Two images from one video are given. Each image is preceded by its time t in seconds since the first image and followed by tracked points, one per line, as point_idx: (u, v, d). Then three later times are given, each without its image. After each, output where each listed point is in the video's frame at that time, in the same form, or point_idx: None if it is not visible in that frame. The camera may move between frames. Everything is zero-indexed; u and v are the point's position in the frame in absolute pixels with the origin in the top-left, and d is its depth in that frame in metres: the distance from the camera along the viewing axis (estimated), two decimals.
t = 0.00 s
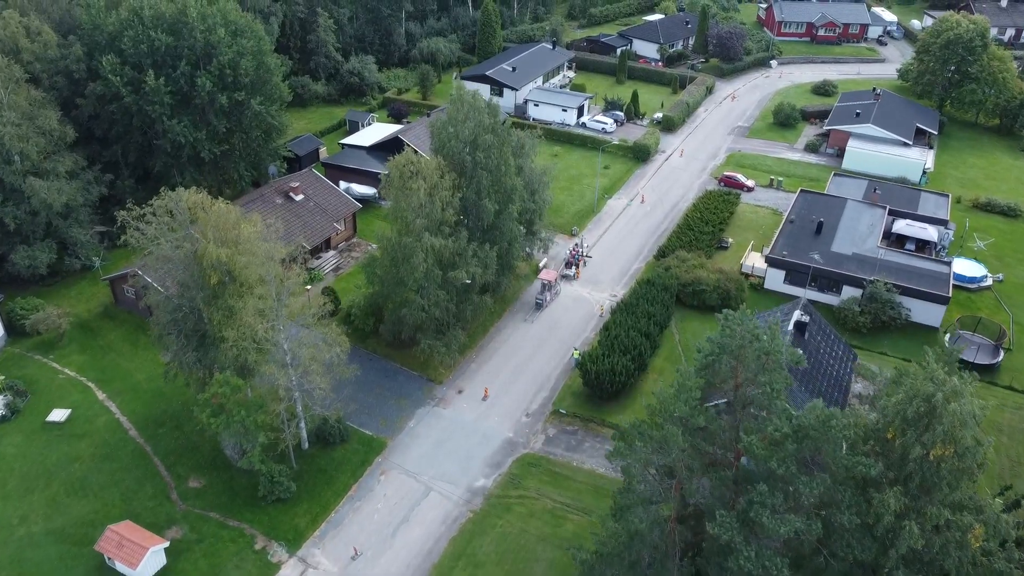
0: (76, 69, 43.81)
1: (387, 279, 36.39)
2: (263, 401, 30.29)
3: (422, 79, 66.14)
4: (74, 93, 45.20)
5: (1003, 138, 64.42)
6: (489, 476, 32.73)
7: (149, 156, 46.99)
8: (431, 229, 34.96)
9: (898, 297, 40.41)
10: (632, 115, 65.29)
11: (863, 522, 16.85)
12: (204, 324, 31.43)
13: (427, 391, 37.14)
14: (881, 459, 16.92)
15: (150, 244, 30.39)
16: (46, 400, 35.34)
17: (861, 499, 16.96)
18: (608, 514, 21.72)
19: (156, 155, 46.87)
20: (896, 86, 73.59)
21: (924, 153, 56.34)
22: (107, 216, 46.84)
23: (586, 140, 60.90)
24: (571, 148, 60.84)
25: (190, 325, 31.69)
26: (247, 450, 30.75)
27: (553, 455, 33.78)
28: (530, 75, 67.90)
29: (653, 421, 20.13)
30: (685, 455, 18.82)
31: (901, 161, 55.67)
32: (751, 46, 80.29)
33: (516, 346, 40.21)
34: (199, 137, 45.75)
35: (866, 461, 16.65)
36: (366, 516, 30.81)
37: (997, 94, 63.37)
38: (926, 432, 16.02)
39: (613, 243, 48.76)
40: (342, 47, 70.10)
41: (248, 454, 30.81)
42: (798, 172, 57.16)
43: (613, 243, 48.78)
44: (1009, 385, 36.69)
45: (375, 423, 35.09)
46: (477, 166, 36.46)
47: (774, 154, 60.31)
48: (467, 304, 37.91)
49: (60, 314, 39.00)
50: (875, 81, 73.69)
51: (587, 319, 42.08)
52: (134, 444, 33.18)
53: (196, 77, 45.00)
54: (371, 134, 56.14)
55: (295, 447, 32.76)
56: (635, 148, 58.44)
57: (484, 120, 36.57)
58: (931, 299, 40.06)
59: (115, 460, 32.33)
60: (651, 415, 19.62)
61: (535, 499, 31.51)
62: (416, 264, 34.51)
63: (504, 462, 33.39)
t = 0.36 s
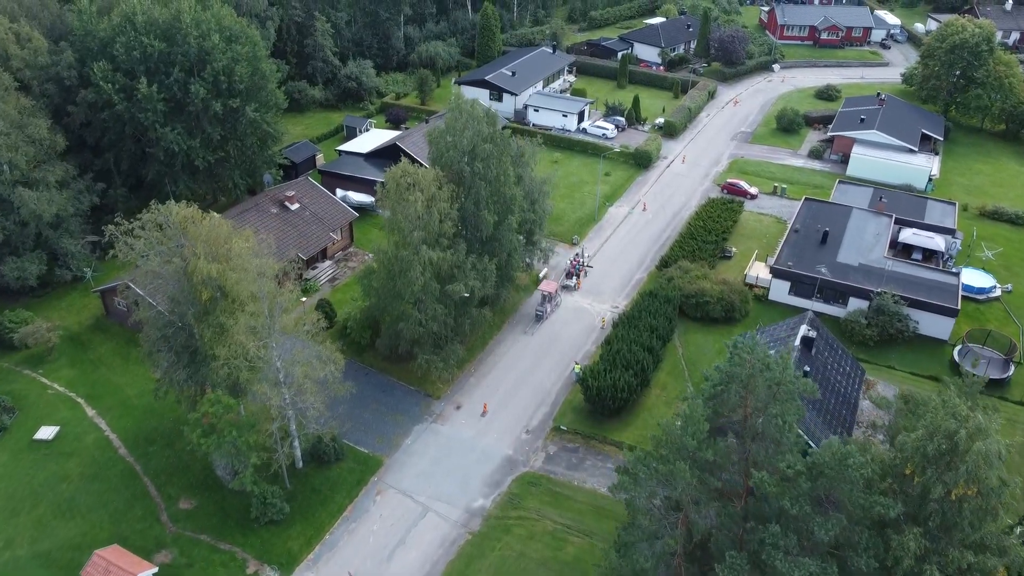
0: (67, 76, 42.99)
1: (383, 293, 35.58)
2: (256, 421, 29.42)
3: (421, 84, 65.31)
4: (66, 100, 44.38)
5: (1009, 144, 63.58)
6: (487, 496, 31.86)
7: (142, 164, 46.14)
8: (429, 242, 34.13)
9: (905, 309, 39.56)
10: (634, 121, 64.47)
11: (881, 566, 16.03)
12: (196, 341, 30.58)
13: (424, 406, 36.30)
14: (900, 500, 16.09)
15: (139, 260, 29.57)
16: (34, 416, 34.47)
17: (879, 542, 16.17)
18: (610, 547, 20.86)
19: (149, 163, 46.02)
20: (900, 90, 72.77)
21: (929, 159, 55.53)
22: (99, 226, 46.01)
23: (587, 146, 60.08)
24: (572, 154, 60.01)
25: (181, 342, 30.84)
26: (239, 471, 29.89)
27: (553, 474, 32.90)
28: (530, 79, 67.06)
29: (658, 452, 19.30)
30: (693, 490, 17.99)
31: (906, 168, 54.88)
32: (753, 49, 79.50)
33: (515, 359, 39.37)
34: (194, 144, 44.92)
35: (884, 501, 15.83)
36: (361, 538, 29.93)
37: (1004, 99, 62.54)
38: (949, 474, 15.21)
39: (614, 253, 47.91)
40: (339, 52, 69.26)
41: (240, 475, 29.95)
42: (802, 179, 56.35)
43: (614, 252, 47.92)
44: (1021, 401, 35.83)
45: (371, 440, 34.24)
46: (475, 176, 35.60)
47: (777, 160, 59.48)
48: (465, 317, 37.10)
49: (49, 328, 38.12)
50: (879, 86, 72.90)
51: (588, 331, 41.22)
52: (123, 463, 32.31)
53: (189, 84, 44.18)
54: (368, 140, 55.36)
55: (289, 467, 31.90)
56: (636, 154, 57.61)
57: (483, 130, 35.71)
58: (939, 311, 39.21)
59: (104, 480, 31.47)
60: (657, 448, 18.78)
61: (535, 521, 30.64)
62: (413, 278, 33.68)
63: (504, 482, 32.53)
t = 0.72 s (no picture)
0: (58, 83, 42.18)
1: (379, 306, 34.74)
2: (247, 441, 28.54)
3: (419, 89, 64.46)
4: (57, 108, 43.58)
5: (1016, 150, 62.73)
6: (486, 517, 30.97)
7: (134, 172, 45.32)
8: (427, 255, 33.30)
9: (913, 321, 38.68)
10: (635, 126, 63.65)
11: None
12: (186, 359, 29.71)
13: (421, 422, 35.44)
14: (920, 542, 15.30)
15: (127, 276, 28.72)
16: (21, 434, 33.61)
17: None
18: None
19: (142, 172, 45.18)
20: (904, 94, 71.93)
21: (935, 166, 54.72)
22: (91, 236, 45.20)
23: (588, 152, 59.26)
24: (572, 160, 59.18)
25: (171, 360, 30.00)
26: (230, 493, 29.01)
27: (554, 493, 32.03)
28: (530, 84, 66.23)
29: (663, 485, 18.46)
30: (701, 527, 17.16)
31: (912, 175, 54.06)
32: (755, 53, 78.68)
33: (515, 373, 38.52)
34: (187, 152, 44.08)
35: (904, 545, 15.17)
36: (356, 562, 29.05)
37: (1010, 104, 61.71)
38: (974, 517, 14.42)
39: (616, 262, 47.04)
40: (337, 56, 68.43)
41: (231, 497, 29.08)
42: (806, 186, 55.51)
43: (615, 262, 47.06)
44: None
45: (367, 459, 33.37)
46: (474, 187, 34.75)
47: (780, 166, 58.65)
48: (463, 331, 36.23)
49: (37, 342, 37.26)
50: (883, 90, 72.07)
51: (589, 344, 40.34)
52: (112, 483, 31.47)
53: (183, 91, 43.34)
54: (366, 147, 54.55)
55: (282, 487, 31.01)
56: (638, 160, 56.75)
57: (482, 139, 34.85)
58: (948, 324, 38.34)
59: (92, 501, 30.63)
60: (663, 482, 17.91)
61: (535, 544, 29.76)
62: (410, 293, 32.82)
63: (503, 502, 31.65)
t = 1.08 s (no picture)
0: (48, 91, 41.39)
1: (376, 321, 33.89)
2: (239, 464, 27.64)
3: (418, 94, 63.61)
4: (47, 116, 42.79)
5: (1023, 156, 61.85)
6: (485, 539, 30.08)
7: (127, 181, 44.52)
8: (424, 269, 32.43)
9: (922, 335, 37.82)
10: (636, 132, 62.82)
11: None
12: (176, 378, 28.84)
13: (418, 440, 34.59)
14: None
15: (115, 293, 27.86)
16: (7, 453, 32.74)
17: None
18: None
19: (135, 181, 44.37)
20: (909, 99, 71.07)
21: (942, 173, 53.86)
22: (82, 246, 44.39)
23: (589, 158, 58.43)
24: (573, 167, 58.34)
25: (160, 379, 29.14)
26: (221, 516, 28.11)
27: (555, 515, 31.13)
28: (530, 89, 65.38)
29: (669, 522, 17.62)
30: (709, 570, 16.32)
31: (918, 182, 53.21)
32: (758, 57, 77.83)
33: (514, 388, 37.69)
34: (180, 161, 43.24)
35: None
36: None
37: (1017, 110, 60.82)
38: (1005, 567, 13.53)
39: (617, 272, 46.22)
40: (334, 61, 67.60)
41: (222, 521, 28.18)
42: (810, 193, 54.69)
43: (616, 272, 46.23)
44: None
45: (363, 478, 32.51)
46: (473, 199, 33.90)
47: (784, 173, 57.81)
48: (462, 346, 35.36)
49: (25, 356, 36.42)
50: (887, 95, 71.23)
51: (590, 358, 39.50)
52: (100, 504, 30.61)
53: (176, 99, 42.51)
54: (363, 154, 53.71)
55: (275, 509, 30.14)
56: (640, 167, 55.90)
57: (480, 150, 33.97)
58: (958, 338, 37.49)
59: (79, 524, 29.77)
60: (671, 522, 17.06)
61: (535, 568, 28.86)
62: (407, 308, 31.94)
63: (502, 523, 30.74)
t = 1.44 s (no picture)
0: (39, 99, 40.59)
1: (372, 337, 33.05)
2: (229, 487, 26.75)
3: (416, 99, 62.80)
4: (38, 124, 42.00)
5: None
6: (483, 562, 29.20)
7: (120, 190, 43.72)
8: (422, 284, 31.58)
9: (931, 349, 36.98)
10: (638, 138, 62.02)
11: None
12: (165, 398, 27.99)
13: (416, 458, 33.75)
14: None
15: (102, 311, 27.03)
16: None
17: None
18: None
19: (127, 190, 43.55)
20: (914, 104, 70.26)
21: (948, 180, 53.06)
22: (74, 256, 43.58)
23: (590, 165, 57.62)
24: (574, 174, 57.51)
25: (149, 399, 28.27)
26: (211, 541, 27.23)
27: (555, 536, 30.25)
28: (530, 94, 64.56)
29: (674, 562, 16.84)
30: None
31: (924, 190, 52.40)
32: (761, 61, 77.07)
33: (514, 404, 36.86)
34: (174, 170, 42.40)
35: None
36: None
37: None
38: None
39: (618, 282, 45.38)
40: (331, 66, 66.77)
41: (212, 546, 27.31)
42: (814, 201, 53.86)
43: (618, 282, 45.39)
44: None
45: (358, 499, 31.64)
46: (472, 211, 33.06)
47: (787, 180, 56.99)
48: (460, 361, 34.50)
49: (14, 372, 35.59)
50: (891, 100, 70.44)
51: (591, 372, 38.66)
52: (87, 527, 29.77)
53: (169, 107, 41.66)
54: (361, 162, 52.91)
55: (267, 532, 29.25)
56: (641, 174, 55.08)
57: (480, 160, 33.09)
58: (968, 353, 36.65)
59: (65, 547, 28.93)
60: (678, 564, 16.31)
61: None
62: (403, 324, 31.09)
63: (502, 546, 29.86)
